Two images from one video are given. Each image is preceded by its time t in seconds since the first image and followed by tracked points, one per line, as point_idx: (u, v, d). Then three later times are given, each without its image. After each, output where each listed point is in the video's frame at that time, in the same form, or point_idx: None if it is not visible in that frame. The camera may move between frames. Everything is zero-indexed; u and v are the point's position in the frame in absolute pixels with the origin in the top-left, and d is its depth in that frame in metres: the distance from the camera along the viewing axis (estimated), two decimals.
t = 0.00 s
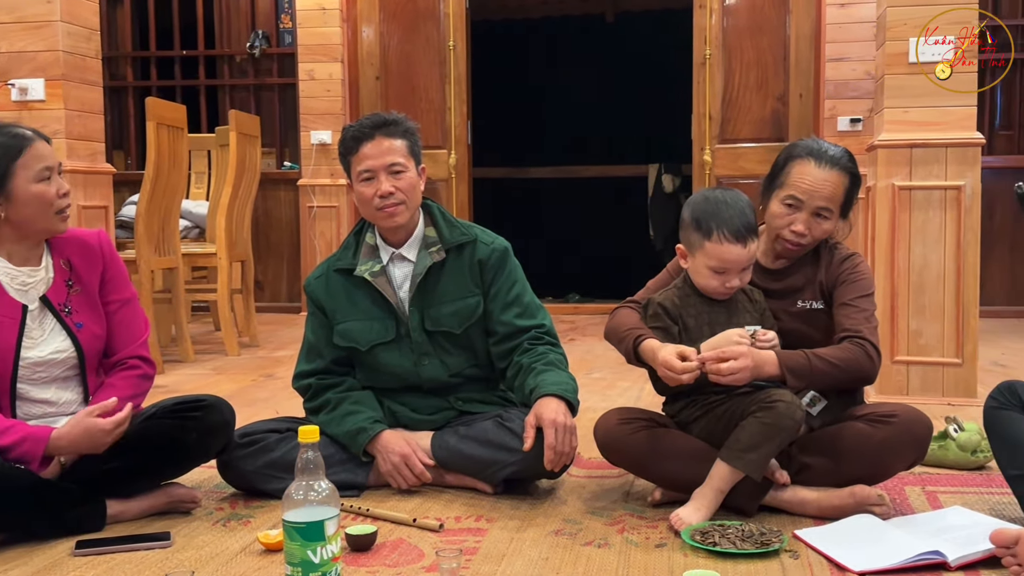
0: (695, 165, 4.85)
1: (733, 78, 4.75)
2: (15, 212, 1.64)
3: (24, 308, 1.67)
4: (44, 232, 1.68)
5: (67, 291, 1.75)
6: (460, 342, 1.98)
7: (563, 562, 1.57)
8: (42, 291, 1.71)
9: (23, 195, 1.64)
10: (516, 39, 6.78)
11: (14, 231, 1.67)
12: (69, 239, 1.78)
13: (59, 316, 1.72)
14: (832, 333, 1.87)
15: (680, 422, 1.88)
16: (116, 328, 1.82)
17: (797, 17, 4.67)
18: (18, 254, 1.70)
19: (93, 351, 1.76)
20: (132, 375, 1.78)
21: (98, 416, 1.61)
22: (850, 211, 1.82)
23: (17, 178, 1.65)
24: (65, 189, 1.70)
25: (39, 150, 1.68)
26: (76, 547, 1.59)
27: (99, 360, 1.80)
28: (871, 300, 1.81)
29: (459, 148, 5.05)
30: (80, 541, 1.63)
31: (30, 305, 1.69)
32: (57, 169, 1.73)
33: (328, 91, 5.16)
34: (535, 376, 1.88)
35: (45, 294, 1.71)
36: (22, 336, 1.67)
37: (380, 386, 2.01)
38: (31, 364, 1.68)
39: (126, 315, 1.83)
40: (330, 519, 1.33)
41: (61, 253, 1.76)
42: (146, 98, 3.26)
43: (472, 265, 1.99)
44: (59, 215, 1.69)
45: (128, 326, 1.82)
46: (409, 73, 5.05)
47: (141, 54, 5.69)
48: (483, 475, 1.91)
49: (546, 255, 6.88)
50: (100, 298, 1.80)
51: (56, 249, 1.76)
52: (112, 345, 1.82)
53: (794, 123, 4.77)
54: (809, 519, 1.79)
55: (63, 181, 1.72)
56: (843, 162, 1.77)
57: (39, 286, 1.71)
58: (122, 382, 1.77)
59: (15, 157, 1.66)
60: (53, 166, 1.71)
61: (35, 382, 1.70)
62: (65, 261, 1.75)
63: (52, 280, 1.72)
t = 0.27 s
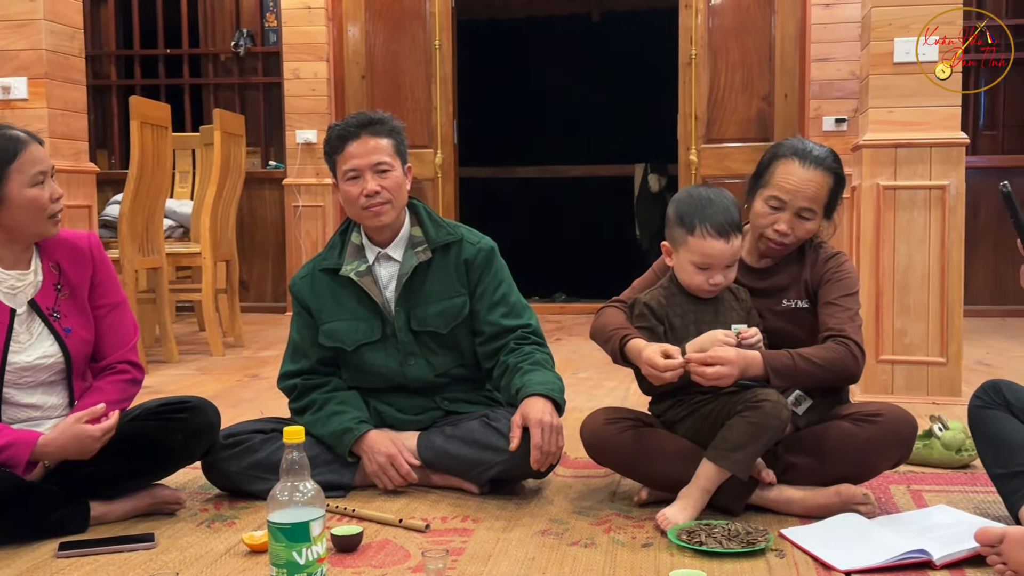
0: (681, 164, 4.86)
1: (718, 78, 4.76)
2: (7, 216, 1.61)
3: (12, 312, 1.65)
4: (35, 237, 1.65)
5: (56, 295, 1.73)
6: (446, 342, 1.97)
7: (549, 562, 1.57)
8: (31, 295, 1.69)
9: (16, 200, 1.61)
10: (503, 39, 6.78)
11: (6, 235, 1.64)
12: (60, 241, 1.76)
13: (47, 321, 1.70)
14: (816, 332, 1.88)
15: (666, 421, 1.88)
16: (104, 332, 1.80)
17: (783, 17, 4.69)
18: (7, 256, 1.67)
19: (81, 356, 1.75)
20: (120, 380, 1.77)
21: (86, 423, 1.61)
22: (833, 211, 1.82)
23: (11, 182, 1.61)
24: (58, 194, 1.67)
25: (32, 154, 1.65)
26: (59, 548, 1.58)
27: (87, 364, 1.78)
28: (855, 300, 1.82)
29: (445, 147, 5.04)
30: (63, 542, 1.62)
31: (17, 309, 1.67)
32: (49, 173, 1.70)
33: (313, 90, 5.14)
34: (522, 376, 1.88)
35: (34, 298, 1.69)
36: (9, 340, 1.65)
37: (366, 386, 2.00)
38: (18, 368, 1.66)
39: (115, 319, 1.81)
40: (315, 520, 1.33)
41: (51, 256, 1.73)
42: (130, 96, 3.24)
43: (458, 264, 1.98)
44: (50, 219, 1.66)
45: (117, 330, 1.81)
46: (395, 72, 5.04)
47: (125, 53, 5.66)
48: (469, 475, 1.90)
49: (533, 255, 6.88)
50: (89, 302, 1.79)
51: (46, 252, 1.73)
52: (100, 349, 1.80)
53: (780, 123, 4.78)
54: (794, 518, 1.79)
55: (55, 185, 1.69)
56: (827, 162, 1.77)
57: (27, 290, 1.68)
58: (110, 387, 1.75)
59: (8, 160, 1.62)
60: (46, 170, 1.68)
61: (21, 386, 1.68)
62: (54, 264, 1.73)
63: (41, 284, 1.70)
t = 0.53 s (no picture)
0: (667, 165, 4.87)
1: (704, 79, 4.78)
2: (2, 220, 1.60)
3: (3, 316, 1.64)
4: (29, 241, 1.64)
5: (47, 299, 1.71)
6: (433, 343, 1.97)
7: (536, 562, 1.57)
8: (21, 299, 1.67)
9: (11, 204, 1.60)
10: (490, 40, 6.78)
11: None
12: (52, 245, 1.75)
13: (38, 325, 1.69)
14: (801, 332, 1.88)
15: (653, 422, 1.88)
16: (94, 337, 1.79)
17: (768, 19, 4.70)
18: None
19: (69, 360, 1.74)
20: (109, 386, 1.76)
21: (75, 431, 1.60)
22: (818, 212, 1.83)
23: (7, 186, 1.60)
24: (53, 199, 1.66)
25: (28, 159, 1.64)
26: (44, 551, 1.57)
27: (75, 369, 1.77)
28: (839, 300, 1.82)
29: (432, 148, 5.04)
30: (47, 545, 1.61)
31: (8, 313, 1.65)
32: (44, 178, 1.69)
33: (299, 91, 5.13)
34: (509, 376, 1.88)
35: (24, 302, 1.67)
36: None
37: (352, 387, 2.00)
38: (6, 372, 1.65)
39: (105, 324, 1.80)
40: (301, 521, 1.32)
41: (43, 260, 1.72)
42: (114, 96, 3.22)
43: (445, 265, 1.98)
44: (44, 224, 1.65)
45: (107, 335, 1.80)
46: (381, 72, 5.03)
47: (110, 53, 5.63)
48: (455, 476, 1.90)
49: (521, 256, 6.88)
50: (79, 306, 1.78)
51: (37, 256, 1.72)
52: (89, 353, 1.79)
53: (766, 124, 4.80)
54: (780, 518, 1.80)
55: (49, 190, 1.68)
56: (810, 164, 1.78)
57: (18, 294, 1.67)
58: (99, 392, 1.74)
59: (3, 164, 1.61)
60: (42, 175, 1.67)
61: (9, 390, 1.67)
62: (45, 268, 1.72)
63: (32, 288, 1.69)
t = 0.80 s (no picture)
0: (653, 166, 4.88)
1: (690, 80, 4.79)
2: None
3: None
4: (16, 244, 1.63)
5: (33, 302, 1.70)
6: (417, 344, 1.97)
7: (521, 563, 1.57)
8: (8, 301, 1.66)
9: None
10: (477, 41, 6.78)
11: None
12: (40, 248, 1.74)
13: (24, 327, 1.68)
14: (786, 333, 1.89)
15: (638, 423, 1.89)
16: (80, 340, 1.78)
17: (753, 20, 4.72)
18: None
19: (55, 363, 1.73)
20: (94, 389, 1.75)
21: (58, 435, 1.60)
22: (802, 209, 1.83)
23: None
24: (42, 203, 1.65)
25: (18, 162, 1.63)
26: (26, 554, 1.56)
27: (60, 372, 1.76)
28: (823, 300, 1.83)
29: (417, 149, 5.04)
30: (29, 548, 1.60)
31: None
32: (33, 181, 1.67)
33: (284, 91, 5.11)
34: (492, 377, 1.88)
35: (11, 304, 1.66)
36: None
37: (337, 388, 1.99)
38: None
39: (92, 328, 1.79)
40: (285, 523, 1.32)
41: (30, 263, 1.71)
42: (98, 97, 3.21)
43: (429, 265, 1.98)
44: (32, 228, 1.64)
45: (93, 339, 1.79)
46: (367, 72, 5.02)
47: (94, 53, 5.61)
48: (441, 477, 1.90)
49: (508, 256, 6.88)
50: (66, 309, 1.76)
51: (25, 258, 1.71)
52: (75, 357, 1.78)
53: (751, 124, 4.81)
54: (765, 518, 1.80)
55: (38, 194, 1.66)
56: (794, 159, 1.79)
57: (5, 296, 1.66)
58: (84, 395, 1.73)
59: None
60: (31, 178, 1.65)
61: None
62: (33, 270, 1.71)
63: (18, 290, 1.68)
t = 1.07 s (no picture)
0: (639, 167, 4.89)
1: (676, 82, 4.79)
2: None
3: None
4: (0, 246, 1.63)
5: (18, 304, 1.69)
6: (403, 344, 1.97)
7: (508, 564, 1.56)
8: None
9: None
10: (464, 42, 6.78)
11: None
12: (24, 249, 1.72)
13: (8, 329, 1.66)
14: (772, 333, 1.89)
15: (624, 424, 1.89)
16: (64, 342, 1.76)
17: (738, 21, 4.73)
18: None
19: (39, 365, 1.71)
20: (78, 391, 1.74)
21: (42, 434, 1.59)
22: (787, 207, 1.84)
23: None
24: (26, 205, 1.63)
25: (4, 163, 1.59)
26: (9, 556, 1.55)
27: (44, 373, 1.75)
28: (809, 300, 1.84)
29: (404, 150, 5.03)
30: (12, 550, 1.58)
31: None
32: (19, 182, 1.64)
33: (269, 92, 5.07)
34: (478, 377, 1.88)
35: None
36: None
37: (323, 390, 1.99)
38: None
39: (76, 330, 1.78)
40: (271, 525, 1.31)
41: (14, 264, 1.70)
42: (82, 97, 3.19)
43: (415, 266, 1.98)
44: (16, 230, 1.63)
45: (78, 340, 1.78)
46: (352, 72, 5.01)
47: (78, 53, 5.58)
48: (426, 478, 1.90)
49: (496, 257, 6.87)
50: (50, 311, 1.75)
51: (9, 260, 1.70)
52: (59, 359, 1.77)
53: (737, 126, 4.82)
54: (751, 518, 1.81)
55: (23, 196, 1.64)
56: (777, 157, 1.79)
57: None
58: (68, 397, 1.72)
59: None
60: (17, 179, 1.62)
61: None
62: (17, 272, 1.70)
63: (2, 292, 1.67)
